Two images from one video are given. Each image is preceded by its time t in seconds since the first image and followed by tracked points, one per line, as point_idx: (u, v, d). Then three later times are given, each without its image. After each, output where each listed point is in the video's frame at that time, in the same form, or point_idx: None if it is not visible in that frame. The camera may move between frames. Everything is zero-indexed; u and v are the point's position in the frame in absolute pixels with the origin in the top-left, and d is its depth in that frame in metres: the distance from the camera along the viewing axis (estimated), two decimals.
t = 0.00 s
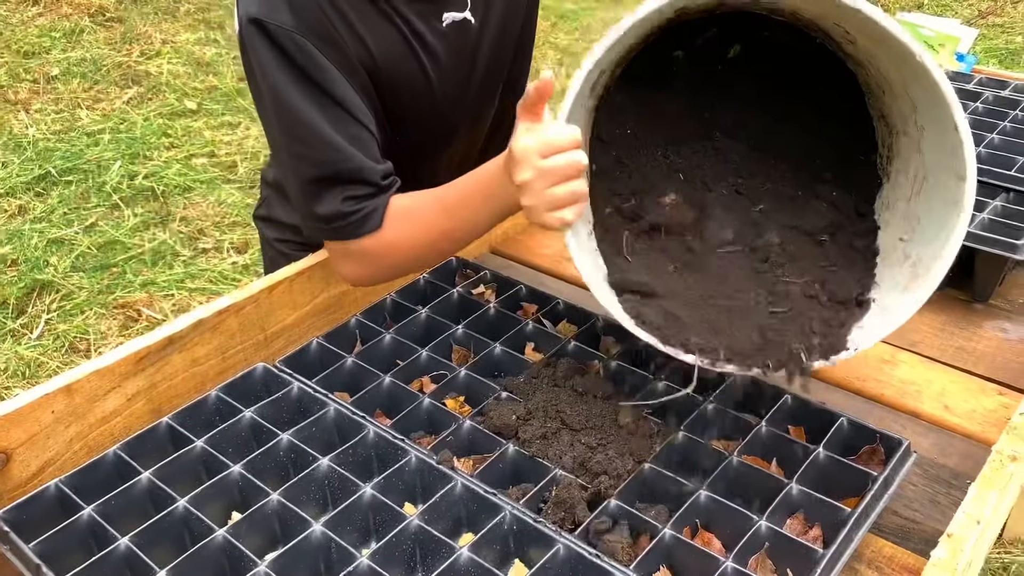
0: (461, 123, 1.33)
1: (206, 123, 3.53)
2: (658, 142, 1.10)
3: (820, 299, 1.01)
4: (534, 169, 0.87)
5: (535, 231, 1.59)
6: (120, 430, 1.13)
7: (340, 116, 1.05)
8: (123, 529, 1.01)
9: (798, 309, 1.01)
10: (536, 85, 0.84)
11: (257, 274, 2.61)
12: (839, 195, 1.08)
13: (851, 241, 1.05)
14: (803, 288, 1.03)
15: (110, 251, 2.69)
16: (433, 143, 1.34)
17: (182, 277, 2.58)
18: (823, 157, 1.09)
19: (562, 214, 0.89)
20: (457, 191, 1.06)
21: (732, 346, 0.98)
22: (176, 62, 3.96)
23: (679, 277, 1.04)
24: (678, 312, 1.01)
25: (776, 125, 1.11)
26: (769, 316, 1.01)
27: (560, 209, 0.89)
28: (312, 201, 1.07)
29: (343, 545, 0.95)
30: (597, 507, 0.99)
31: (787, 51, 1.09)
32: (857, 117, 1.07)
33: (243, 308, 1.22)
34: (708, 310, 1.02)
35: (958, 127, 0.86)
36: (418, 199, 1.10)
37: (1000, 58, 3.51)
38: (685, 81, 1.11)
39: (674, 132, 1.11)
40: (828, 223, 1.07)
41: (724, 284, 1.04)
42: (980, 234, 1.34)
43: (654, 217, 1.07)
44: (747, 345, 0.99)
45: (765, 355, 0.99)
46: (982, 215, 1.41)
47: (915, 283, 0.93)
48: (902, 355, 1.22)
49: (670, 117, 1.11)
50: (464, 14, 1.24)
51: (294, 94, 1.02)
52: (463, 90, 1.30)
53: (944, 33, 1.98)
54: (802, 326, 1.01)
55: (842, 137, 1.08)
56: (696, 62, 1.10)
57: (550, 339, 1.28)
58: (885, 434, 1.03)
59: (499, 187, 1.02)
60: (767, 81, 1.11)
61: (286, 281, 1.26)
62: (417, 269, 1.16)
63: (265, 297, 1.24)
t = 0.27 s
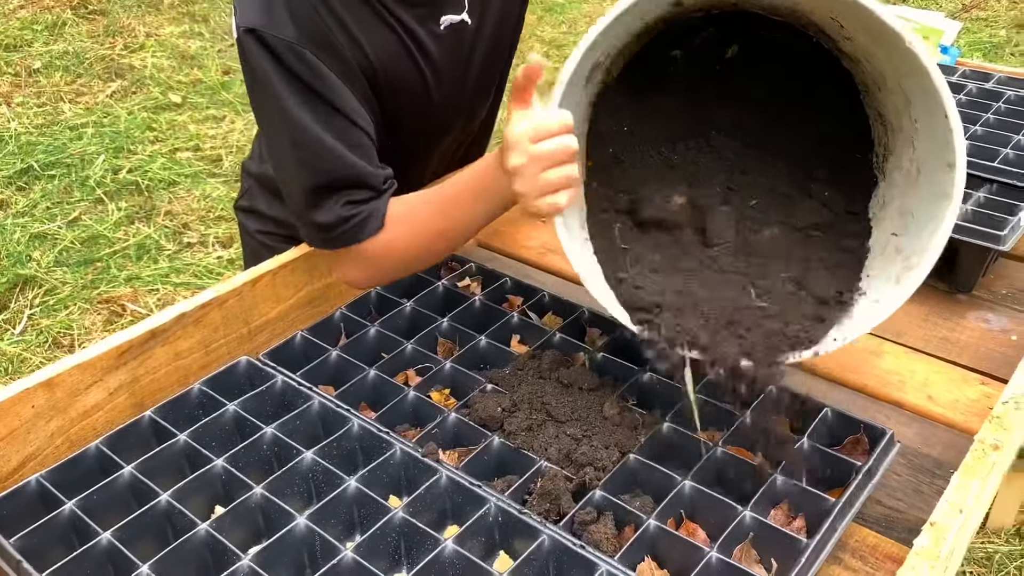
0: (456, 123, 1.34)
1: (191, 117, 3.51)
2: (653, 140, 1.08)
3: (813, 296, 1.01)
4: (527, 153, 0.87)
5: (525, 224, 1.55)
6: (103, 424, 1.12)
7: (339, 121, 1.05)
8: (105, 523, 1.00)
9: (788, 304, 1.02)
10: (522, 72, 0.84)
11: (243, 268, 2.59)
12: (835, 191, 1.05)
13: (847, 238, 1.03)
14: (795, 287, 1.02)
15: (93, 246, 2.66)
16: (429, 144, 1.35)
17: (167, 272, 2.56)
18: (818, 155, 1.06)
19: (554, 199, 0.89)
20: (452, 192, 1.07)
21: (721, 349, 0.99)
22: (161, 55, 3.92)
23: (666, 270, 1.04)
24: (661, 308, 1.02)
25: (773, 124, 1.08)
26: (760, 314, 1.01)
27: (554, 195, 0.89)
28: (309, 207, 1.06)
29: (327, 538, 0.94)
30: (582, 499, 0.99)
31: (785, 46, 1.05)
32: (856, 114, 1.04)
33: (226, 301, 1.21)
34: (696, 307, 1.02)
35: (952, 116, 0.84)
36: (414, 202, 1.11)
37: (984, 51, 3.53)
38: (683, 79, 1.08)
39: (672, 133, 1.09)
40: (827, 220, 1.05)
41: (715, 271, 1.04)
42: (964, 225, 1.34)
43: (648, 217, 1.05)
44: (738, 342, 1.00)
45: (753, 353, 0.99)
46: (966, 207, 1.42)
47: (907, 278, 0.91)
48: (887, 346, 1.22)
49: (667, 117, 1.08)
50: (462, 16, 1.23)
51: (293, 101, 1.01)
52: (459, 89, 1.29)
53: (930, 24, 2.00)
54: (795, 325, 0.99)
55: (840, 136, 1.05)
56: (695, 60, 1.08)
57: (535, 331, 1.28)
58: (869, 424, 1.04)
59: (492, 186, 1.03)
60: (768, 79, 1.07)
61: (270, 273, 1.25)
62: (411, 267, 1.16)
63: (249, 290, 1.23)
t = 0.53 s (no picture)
0: (440, 107, 1.33)
1: (173, 101, 3.46)
2: (653, 147, 1.06)
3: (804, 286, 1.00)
4: (518, 164, 0.88)
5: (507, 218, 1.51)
6: (84, 411, 1.10)
7: (316, 101, 1.05)
8: (87, 511, 0.99)
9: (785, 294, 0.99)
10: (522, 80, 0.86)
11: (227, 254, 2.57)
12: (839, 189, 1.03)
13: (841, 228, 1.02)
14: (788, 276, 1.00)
15: (75, 232, 2.62)
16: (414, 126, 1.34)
17: (150, 258, 2.53)
18: (818, 154, 1.04)
19: (542, 211, 0.90)
20: (441, 186, 1.07)
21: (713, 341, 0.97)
22: (142, 38, 3.86)
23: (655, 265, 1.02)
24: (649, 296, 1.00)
25: (774, 126, 1.06)
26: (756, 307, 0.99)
27: (543, 207, 0.90)
28: (285, 181, 1.07)
29: (312, 524, 0.93)
30: (569, 484, 0.99)
31: (788, 53, 1.04)
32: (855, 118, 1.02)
33: (209, 286, 1.19)
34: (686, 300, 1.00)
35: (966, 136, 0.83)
36: (401, 190, 1.10)
37: (968, 35, 3.54)
38: (682, 88, 1.07)
39: (671, 135, 1.06)
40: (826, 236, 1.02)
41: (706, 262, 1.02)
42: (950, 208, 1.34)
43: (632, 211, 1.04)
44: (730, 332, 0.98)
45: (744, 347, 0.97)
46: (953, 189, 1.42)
47: (915, 300, 0.89)
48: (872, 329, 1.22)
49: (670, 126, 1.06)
50: None
51: (267, 78, 1.02)
52: (444, 73, 1.29)
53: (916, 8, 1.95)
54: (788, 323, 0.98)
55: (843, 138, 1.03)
56: (695, 60, 1.06)
57: (521, 316, 1.27)
58: (855, 406, 1.04)
59: (481, 186, 1.03)
60: (769, 84, 1.06)
61: (252, 258, 1.23)
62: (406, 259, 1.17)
63: (231, 275, 1.21)
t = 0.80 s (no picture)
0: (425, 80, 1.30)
1: (157, 71, 3.39)
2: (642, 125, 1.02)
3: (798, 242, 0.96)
4: (478, 128, 0.82)
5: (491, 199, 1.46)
6: (64, 379, 1.08)
7: (297, 75, 1.01)
8: (68, 480, 0.97)
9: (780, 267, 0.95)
10: (482, 40, 0.78)
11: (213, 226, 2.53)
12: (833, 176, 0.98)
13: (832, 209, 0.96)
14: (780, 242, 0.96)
15: (57, 204, 2.58)
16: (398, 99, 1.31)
17: (134, 230, 2.49)
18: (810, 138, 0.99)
19: (506, 178, 0.84)
20: (409, 157, 1.06)
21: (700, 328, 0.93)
22: (124, 8, 3.78)
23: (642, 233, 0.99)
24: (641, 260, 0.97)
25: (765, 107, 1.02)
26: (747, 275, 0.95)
27: (507, 174, 0.85)
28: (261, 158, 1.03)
29: (298, 492, 0.92)
30: (559, 450, 0.97)
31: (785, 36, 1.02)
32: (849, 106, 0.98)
33: (191, 253, 1.16)
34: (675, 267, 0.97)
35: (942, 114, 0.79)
36: (372, 161, 1.07)
37: (961, 6, 3.51)
38: (677, 66, 1.04)
39: (660, 113, 1.03)
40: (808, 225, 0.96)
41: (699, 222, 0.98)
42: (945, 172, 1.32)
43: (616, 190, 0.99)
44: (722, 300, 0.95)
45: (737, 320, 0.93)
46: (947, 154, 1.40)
47: (885, 286, 0.85)
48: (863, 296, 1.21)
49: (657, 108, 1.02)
50: None
51: (245, 53, 0.97)
52: (429, 44, 1.25)
53: None
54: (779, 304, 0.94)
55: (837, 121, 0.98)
56: (691, 40, 1.05)
57: (510, 284, 1.25)
58: (848, 372, 1.03)
59: (445, 161, 1.04)
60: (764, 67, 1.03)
61: (236, 224, 1.20)
62: (376, 231, 1.13)
63: (214, 242, 1.19)
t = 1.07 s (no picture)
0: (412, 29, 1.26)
1: (142, 34, 3.32)
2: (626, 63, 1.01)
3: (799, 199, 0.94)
4: (472, 76, 0.80)
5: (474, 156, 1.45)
6: (49, 342, 1.05)
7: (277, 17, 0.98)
8: (53, 445, 0.95)
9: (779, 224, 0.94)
10: None
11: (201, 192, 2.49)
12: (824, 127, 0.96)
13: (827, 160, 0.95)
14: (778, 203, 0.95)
15: (42, 169, 2.53)
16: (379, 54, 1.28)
17: (121, 196, 2.45)
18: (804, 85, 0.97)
19: (498, 129, 0.82)
20: (400, 101, 1.03)
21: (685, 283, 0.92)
22: None
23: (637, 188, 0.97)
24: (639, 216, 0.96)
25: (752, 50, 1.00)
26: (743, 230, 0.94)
27: (498, 125, 0.82)
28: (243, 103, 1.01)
29: (289, 455, 0.90)
30: (555, 413, 0.95)
31: None
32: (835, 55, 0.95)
33: (178, 214, 1.13)
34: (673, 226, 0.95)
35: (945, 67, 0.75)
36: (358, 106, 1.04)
37: None
38: (659, 8, 1.02)
39: (648, 59, 1.00)
40: (802, 175, 0.95)
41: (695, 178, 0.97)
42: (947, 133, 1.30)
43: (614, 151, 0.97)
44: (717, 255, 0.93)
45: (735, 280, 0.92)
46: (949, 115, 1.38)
47: (885, 237, 0.83)
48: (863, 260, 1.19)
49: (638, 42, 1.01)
50: None
51: None
52: None
53: None
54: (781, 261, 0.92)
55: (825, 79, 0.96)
56: None
57: (504, 247, 1.23)
58: (848, 335, 1.01)
59: (439, 107, 1.02)
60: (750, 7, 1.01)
61: (223, 185, 1.17)
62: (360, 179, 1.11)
63: (201, 203, 1.16)
